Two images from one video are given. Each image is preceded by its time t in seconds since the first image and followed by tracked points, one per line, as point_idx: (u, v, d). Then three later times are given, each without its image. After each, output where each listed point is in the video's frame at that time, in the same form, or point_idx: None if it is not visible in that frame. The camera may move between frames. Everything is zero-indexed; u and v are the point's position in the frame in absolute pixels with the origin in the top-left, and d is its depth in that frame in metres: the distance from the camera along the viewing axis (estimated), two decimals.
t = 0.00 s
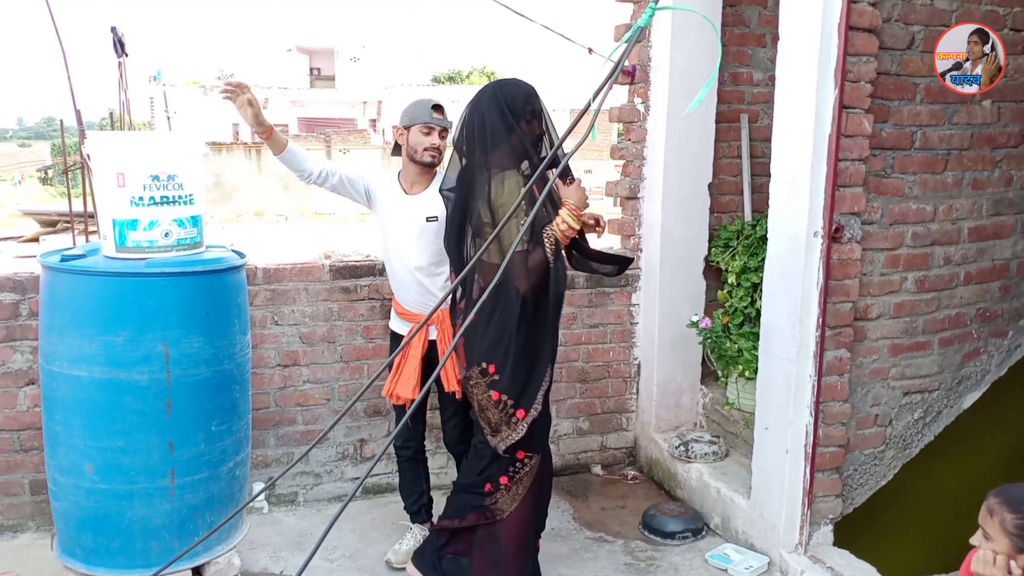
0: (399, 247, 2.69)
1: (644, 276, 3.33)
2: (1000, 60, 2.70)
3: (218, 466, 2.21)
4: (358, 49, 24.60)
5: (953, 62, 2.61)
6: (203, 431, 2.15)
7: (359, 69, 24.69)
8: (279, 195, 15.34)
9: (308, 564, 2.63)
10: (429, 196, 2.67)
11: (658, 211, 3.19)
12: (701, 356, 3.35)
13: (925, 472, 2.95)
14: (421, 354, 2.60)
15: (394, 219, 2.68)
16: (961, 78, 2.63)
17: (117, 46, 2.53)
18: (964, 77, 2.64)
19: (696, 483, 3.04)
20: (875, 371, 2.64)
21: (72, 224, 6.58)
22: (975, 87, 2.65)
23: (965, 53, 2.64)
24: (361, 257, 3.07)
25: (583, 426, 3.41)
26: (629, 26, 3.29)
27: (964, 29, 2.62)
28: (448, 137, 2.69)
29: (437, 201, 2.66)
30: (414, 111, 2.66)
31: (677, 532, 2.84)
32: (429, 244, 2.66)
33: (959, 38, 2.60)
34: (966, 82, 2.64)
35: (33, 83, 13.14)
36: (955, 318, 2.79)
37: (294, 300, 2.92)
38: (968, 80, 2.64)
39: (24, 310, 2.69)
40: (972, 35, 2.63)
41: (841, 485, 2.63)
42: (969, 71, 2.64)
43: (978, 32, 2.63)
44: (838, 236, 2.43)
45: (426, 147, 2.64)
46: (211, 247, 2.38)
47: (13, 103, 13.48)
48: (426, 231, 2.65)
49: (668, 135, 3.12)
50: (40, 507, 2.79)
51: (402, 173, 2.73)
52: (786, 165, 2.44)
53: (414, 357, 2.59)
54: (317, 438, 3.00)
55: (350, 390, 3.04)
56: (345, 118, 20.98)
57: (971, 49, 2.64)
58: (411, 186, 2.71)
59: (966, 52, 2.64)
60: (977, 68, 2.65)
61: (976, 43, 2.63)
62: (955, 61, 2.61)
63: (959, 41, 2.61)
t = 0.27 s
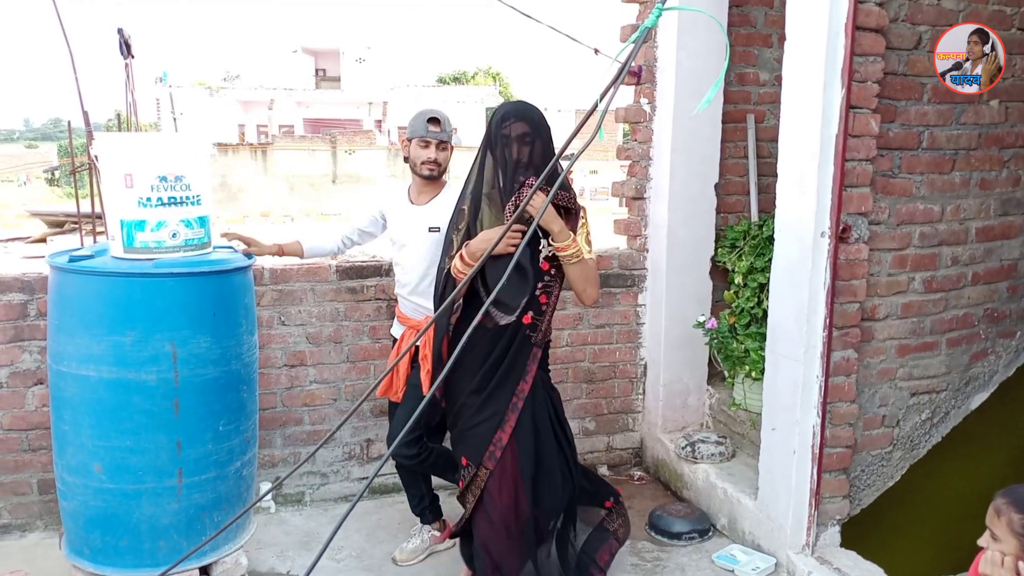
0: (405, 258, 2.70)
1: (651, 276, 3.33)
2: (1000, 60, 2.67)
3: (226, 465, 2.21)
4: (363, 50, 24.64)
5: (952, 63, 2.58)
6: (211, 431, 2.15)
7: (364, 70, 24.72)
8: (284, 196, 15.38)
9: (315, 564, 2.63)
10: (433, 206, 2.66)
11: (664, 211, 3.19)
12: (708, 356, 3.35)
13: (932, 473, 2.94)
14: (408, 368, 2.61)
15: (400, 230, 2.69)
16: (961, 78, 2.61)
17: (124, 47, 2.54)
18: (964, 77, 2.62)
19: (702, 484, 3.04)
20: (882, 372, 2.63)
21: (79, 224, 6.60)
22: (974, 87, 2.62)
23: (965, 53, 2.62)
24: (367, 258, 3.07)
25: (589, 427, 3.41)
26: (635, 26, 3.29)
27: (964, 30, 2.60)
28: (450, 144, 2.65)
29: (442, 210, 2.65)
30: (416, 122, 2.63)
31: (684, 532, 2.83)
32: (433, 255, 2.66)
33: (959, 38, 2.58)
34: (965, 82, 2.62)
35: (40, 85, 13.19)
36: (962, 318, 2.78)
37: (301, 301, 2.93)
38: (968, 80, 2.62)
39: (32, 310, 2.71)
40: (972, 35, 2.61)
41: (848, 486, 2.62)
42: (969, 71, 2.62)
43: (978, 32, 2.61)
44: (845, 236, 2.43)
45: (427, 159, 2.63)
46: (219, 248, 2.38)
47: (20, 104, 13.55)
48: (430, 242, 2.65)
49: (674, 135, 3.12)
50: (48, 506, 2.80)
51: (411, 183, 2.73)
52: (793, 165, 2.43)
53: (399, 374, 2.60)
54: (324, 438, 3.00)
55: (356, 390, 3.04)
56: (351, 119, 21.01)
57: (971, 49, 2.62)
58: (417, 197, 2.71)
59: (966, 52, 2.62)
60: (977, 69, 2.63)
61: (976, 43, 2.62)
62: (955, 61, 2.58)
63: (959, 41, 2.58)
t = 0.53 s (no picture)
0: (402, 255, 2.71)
1: (651, 285, 3.33)
2: (1000, 60, 2.69)
3: (226, 475, 2.21)
4: (363, 61, 24.73)
5: (952, 63, 2.59)
6: (211, 440, 2.15)
7: (364, 80, 24.80)
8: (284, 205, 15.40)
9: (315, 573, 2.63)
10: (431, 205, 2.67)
11: (663, 221, 3.20)
12: (708, 365, 3.35)
13: (932, 482, 2.94)
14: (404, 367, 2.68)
15: (397, 230, 2.70)
16: (961, 78, 2.62)
17: (126, 57, 2.56)
18: (964, 77, 2.63)
19: (703, 493, 3.03)
20: (882, 380, 2.64)
21: (80, 234, 6.61)
22: (975, 87, 2.64)
23: (965, 53, 2.63)
24: (367, 267, 3.08)
25: (589, 436, 3.41)
26: (635, 36, 3.31)
27: (963, 30, 2.61)
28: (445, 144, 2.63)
29: (439, 208, 2.66)
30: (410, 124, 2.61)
31: (684, 542, 2.83)
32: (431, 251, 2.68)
33: (958, 38, 2.59)
34: (965, 82, 2.63)
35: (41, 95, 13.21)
36: (962, 327, 2.79)
37: (301, 310, 2.93)
38: (968, 80, 2.63)
39: (33, 320, 2.71)
40: (972, 36, 2.63)
41: (849, 495, 2.62)
42: (970, 71, 2.64)
43: (978, 32, 2.63)
44: (845, 245, 2.43)
45: (426, 159, 2.62)
46: (219, 257, 2.39)
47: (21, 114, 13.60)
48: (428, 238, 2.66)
49: (673, 144, 3.13)
50: (48, 516, 2.80)
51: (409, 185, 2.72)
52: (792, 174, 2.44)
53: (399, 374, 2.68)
54: (324, 448, 3.00)
55: (356, 400, 3.04)
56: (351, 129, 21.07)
57: (971, 49, 2.63)
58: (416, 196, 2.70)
59: (966, 52, 2.63)
60: (977, 69, 2.65)
61: (976, 43, 2.63)
62: (955, 61, 2.60)
63: (959, 41, 2.60)
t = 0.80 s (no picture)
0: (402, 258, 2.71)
1: (646, 284, 3.34)
2: (1000, 60, 2.70)
3: (222, 474, 2.21)
4: (358, 60, 24.70)
5: (952, 62, 2.62)
6: (206, 439, 2.15)
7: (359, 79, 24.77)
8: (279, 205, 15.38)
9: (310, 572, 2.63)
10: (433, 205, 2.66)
11: (658, 220, 3.20)
12: (702, 364, 3.36)
13: (925, 479, 2.95)
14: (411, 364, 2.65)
15: (397, 231, 2.69)
16: (961, 78, 2.64)
17: (120, 56, 2.56)
18: (964, 77, 2.65)
19: (697, 491, 3.04)
20: (876, 379, 2.65)
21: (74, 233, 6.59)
22: (975, 86, 2.66)
23: (965, 53, 2.65)
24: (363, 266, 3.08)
25: (584, 435, 3.41)
26: (630, 36, 3.31)
27: (963, 29, 2.63)
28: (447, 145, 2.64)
29: (442, 209, 2.66)
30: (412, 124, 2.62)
31: (679, 540, 2.83)
32: (433, 254, 2.67)
33: (958, 38, 2.62)
34: (965, 81, 2.65)
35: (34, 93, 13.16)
36: (956, 325, 2.80)
37: (296, 309, 2.93)
38: (968, 80, 2.65)
39: (27, 319, 2.70)
40: (972, 35, 2.64)
41: (843, 493, 2.63)
42: (970, 71, 2.66)
43: (978, 32, 2.65)
44: (839, 244, 2.44)
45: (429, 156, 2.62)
46: (214, 256, 2.39)
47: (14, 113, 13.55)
48: (430, 241, 2.66)
49: (668, 143, 3.14)
50: (42, 516, 2.79)
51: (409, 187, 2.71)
52: (787, 173, 2.45)
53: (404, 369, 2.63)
54: (319, 447, 3.00)
55: (352, 399, 3.04)
56: (346, 128, 21.04)
57: (971, 49, 2.65)
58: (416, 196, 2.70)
59: (966, 52, 2.65)
60: (977, 69, 2.66)
61: (976, 43, 2.65)
62: (955, 61, 2.63)
63: (959, 41, 2.62)
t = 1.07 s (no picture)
0: (421, 261, 2.69)
1: (644, 286, 3.34)
2: (1000, 60, 2.72)
3: (221, 477, 2.21)
4: (356, 62, 24.69)
5: (952, 62, 2.63)
6: (206, 443, 2.15)
7: (357, 81, 24.78)
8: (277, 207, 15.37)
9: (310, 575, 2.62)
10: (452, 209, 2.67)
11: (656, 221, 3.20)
12: (701, 365, 3.36)
13: (925, 480, 2.95)
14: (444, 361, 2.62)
15: (417, 234, 2.67)
16: (961, 78, 2.65)
17: (118, 59, 2.56)
18: (964, 77, 2.66)
19: (697, 493, 3.04)
20: (875, 379, 2.65)
21: (72, 237, 6.59)
22: (975, 87, 2.67)
23: (965, 53, 2.66)
24: (361, 268, 3.08)
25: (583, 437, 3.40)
26: (627, 38, 3.32)
27: (963, 30, 2.64)
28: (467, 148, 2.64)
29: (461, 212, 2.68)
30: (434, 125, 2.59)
31: (679, 542, 2.83)
32: (453, 254, 2.68)
33: (959, 38, 2.63)
34: (965, 82, 2.66)
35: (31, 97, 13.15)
36: (954, 326, 2.80)
37: (295, 312, 2.93)
38: (968, 80, 2.66)
39: (25, 323, 2.70)
40: (972, 35, 2.65)
41: (842, 494, 2.63)
42: (970, 71, 2.67)
43: (978, 32, 2.66)
44: (837, 245, 2.44)
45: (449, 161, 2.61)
46: (213, 259, 2.38)
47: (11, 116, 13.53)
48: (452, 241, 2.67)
49: (666, 144, 3.14)
50: (41, 520, 2.79)
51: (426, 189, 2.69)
52: (785, 174, 2.46)
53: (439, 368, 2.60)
54: (318, 449, 3.00)
55: (350, 401, 3.04)
56: (343, 130, 21.04)
57: (971, 49, 2.66)
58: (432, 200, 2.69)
59: (966, 52, 2.66)
60: (977, 68, 2.68)
61: (976, 43, 2.66)
62: (955, 61, 2.64)
63: (959, 41, 2.63)
